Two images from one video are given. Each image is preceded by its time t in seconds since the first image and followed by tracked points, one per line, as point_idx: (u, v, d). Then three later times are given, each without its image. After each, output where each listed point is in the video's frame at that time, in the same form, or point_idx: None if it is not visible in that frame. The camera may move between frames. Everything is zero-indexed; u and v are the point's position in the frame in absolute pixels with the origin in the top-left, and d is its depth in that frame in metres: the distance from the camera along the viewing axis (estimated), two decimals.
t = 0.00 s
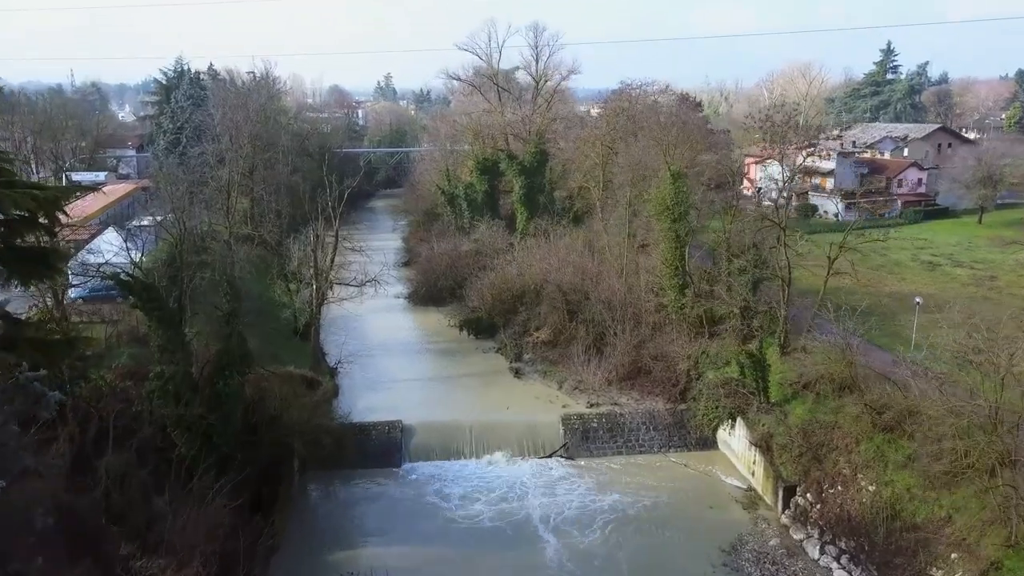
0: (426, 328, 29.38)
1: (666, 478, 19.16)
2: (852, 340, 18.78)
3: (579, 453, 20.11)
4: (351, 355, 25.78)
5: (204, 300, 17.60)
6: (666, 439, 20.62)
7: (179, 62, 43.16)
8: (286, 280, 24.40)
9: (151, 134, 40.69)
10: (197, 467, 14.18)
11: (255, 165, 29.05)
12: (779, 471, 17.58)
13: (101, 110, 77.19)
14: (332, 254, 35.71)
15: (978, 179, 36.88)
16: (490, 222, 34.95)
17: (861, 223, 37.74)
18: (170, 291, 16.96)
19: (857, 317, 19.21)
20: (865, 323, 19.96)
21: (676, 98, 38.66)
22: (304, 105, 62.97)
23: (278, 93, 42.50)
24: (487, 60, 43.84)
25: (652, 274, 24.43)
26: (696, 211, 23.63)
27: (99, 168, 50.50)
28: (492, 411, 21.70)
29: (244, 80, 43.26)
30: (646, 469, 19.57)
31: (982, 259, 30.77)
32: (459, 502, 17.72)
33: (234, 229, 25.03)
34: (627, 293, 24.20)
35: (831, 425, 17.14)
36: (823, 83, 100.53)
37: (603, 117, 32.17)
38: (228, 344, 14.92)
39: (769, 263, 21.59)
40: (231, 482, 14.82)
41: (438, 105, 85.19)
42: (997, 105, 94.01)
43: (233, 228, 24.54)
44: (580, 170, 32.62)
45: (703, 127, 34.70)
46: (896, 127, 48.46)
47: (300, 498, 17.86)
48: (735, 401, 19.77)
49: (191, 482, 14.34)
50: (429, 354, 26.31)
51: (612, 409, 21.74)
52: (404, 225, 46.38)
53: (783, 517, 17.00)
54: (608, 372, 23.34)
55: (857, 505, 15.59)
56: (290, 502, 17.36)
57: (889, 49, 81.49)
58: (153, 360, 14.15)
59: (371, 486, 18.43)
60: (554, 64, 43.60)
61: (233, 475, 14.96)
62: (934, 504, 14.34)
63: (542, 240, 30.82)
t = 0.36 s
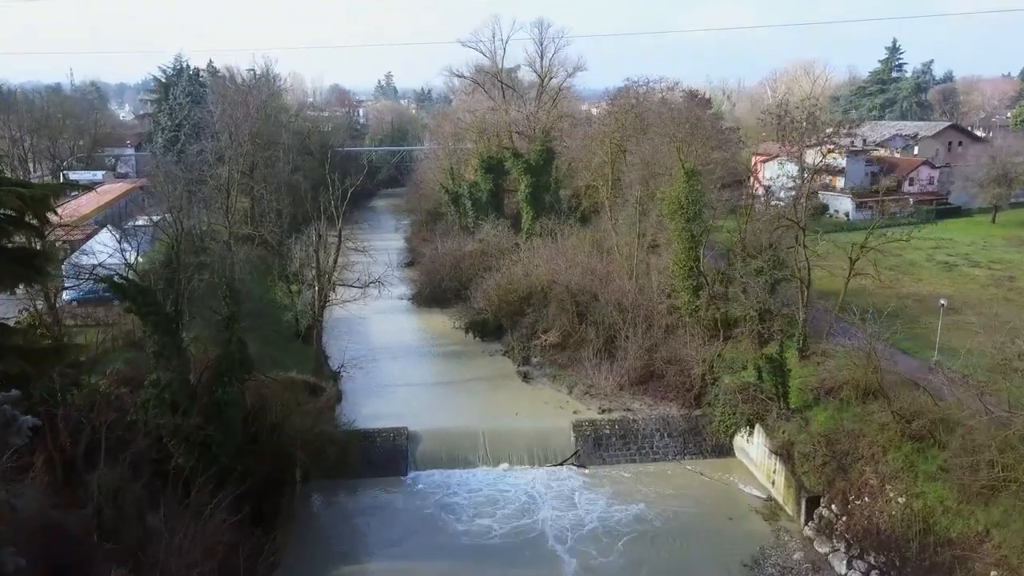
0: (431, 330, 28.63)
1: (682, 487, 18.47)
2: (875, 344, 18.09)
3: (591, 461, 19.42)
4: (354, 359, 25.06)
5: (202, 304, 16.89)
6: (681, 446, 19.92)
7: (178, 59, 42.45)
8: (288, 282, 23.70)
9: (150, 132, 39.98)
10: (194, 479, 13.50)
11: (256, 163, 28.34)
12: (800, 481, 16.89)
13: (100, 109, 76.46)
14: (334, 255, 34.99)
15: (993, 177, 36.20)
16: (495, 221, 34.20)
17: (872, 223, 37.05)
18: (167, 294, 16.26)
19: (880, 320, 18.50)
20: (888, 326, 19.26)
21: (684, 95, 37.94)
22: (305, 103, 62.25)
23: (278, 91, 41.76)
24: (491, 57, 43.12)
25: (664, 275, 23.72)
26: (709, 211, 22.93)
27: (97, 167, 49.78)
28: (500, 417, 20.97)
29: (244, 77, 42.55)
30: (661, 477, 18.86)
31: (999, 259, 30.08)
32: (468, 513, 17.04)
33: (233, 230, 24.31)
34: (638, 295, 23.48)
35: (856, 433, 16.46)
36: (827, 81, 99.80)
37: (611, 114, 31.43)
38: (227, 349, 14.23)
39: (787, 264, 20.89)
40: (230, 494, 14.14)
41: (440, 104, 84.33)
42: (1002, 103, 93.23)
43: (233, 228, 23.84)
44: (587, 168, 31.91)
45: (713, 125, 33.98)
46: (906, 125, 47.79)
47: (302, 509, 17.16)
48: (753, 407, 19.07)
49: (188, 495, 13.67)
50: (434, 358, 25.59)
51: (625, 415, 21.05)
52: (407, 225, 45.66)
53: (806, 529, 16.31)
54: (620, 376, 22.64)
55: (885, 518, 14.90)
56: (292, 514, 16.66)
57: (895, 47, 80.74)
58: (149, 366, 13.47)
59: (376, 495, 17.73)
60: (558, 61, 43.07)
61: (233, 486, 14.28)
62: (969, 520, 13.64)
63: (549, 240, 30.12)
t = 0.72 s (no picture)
0: (434, 333, 27.90)
1: (697, 497, 17.75)
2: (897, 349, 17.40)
3: (602, 470, 18.70)
4: (354, 362, 24.28)
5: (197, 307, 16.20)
6: (695, 454, 19.21)
7: (175, 56, 41.69)
8: (287, 283, 23.03)
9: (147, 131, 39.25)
10: (187, 493, 12.80)
11: (254, 162, 27.61)
12: (821, 492, 16.18)
13: (98, 108, 75.77)
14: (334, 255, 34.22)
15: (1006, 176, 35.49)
16: (499, 221, 33.46)
17: (883, 222, 36.34)
18: (161, 297, 15.57)
19: (903, 323, 17.77)
20: (911, 331, 18.55)
21: (691, 92, 37.17)
22: (304, 102, 61.53)
23: (277, 88, 41.03)
24: (494, 53, 42.36)
25: (675, 276, 23.02)
26: (721, 211, 22.24)
27: (94, 166, 49.08)
28: (507, 423, 20.24)
29: (243, 75, 41.82)
30: (674, 487, 18.14)
31: (1015, 259, 29.38)
32: (474, 525, 16.35)
33: (230, 230, 23.60)
34: (648, 296, 22.77)
35: (881, 441, 15.79)
36: (831, 79, 99.03)
37: (617, 111, 30.69)
38: (221, 356, 13.54)
39: (803, 266, 20.20)
40: (225, 508, 13.45)
41: (441, 103, 83.53)
42: (1008, 101, 92.48)
43: (231, 228, 23.14)
44: (593, 166, 31.17)
45: (721, 122, 33.24)
46: (915, 122, 47.01)
47: (301, 521, 16.46)
48: (770, 413, 18.34)
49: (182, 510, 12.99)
50: (437, 361, 24.81)
51: (636, 421, 20.33)
52: (408, 225, 44.91)
53: (828, 542, 15.61)
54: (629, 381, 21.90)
55: (915, 533, 14.22)
56: (291, 527, 15.94)
57: (900, 44, 79.99)
58: (140, 374, 12.82)
59: (378, 506, 17.01)
60: (562, 58, 42.35)
61: (228, 500, 13.58)
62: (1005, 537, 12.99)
63: (554, 240, 29.37)
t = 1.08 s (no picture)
0: (435, 334, 27.19)
1: (709, 507, 17.05)
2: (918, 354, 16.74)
3: (609, 478, 18.02)
4: (352, 364, 23.57)
5: (187, 310, 15.47)
6: (706, 462, 18.49)
7: (171, 52, 40.94)
8: (284, 284, 22.34)
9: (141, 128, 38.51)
10: (175, 507, 12.10)
11: (250, 159, 26.89)
12: (840, 503, 15.47)
13: (96, 106, 75.10)
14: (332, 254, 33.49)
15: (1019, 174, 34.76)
16: (501, 220, 32.73)
17: (893, 221, 35.66)
18: (151, 300, 14.86)
19: (925, 326, 17.09)
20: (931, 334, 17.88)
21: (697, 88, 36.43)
22: (303, 99, 60.78)
23: (274, 85, 40.31)
24: (495, 49, 41.63)
25: (683, 276, 22.33)
26: (731, 209, 21.56)
27: (90, 164, 48.36)
28: (509, 429, 19.54)
29: (239, 71, 41.08)
30: (685, 496, 17.43)
31: None
32: (478, 538, 15.67)
33: (224, 229, 22.87)
34: (655, 297, 22.08)
35: (903, 451, 15.10)
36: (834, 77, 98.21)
37: (622, 108, 29.98)
38: (211, 362, 12.82)
39: (817, 268, 19.59)
40: (216, 523, 12.74)
41: (441, 101, 82.71)
42: (1013, 100, 91.70)
43: (226, 227, 22.43)
44: (598, 164, 30.46)
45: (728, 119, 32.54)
46: (923, 119, 46.25)
47: (297, 533, 15.75)
48: (784, 420, 17.66)
49: (169, 525, 12.28)
50: (437, 364, 24.10)
51: (645, 427, 19.64)
52: (408, 224, 44.20)
53: (848, 556, 14.91)
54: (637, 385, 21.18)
55: (941, 548, 13.54)
56: (286, 539, 15.24)
57: (905, 41, 79.20)
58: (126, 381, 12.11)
59: (377, 517, 16.32)
60: (564, 54, 41.62)
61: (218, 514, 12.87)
62: None
63: (558, 239, 28.66)
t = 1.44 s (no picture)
0: (434, 336, 26.48)
1: (718, 517, 16.35)
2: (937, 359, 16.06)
3: (615, 487, 17.33)
4: (348, 366, 22.86)
5: (173, 312, 14.79)
6: (715, 469, 17.79)
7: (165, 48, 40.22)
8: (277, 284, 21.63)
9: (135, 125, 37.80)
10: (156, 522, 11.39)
11: (243, 156, 26.19)
12: (857, 513, 14.77)
13: (93, 104, 74.43)
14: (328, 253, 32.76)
15: None
16: (501, 219, 32.01)
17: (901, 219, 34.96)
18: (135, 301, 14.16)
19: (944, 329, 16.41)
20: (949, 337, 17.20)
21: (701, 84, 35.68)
22: (301, 97, 60.04)
23: (270, 82, 39.61)
24: (495, 45, 40.88)
25: (690, 276, 21.63)
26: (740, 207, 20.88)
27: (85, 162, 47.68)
28: (511, 434, 18.84)
29: (235, 68, 40.36)
30: (694, 506, 16.73)
31: None
32: (479, 551, 14.97)
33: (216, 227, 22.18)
34: (661, 298, 21.40)
35: (924, 460, 14.41)
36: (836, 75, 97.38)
37: (626, 103, 29.26)
38: (194, 368, 12.17)
39: (829, 268, 18.94)
40: (200, 538, 12.03)
41: (442, 98, 82.42)
42: (1017, 98, 90.84)
43: (218, 225, 21.73)
44: (601, 161, 29.74)
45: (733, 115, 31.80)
46: (930, 116, 45.48)
47: (288, 545, 15.05)
48: (797, 426, 16.97)
49: (149, 541, 11.56)
50: (436, 367, 23.40)
51: (651, 433, 18.94)
52: (407, 223, 43.47)
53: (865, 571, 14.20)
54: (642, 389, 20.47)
55: (966, 563, 12.84)
56: (277, 552, 14.54)
57: (909, 38, 78.33)
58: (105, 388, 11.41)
59: (373, 528, 15.62)
60: (566, 49, 40.86)
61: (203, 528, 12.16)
62: None
63: (560, 239, 27.93)
